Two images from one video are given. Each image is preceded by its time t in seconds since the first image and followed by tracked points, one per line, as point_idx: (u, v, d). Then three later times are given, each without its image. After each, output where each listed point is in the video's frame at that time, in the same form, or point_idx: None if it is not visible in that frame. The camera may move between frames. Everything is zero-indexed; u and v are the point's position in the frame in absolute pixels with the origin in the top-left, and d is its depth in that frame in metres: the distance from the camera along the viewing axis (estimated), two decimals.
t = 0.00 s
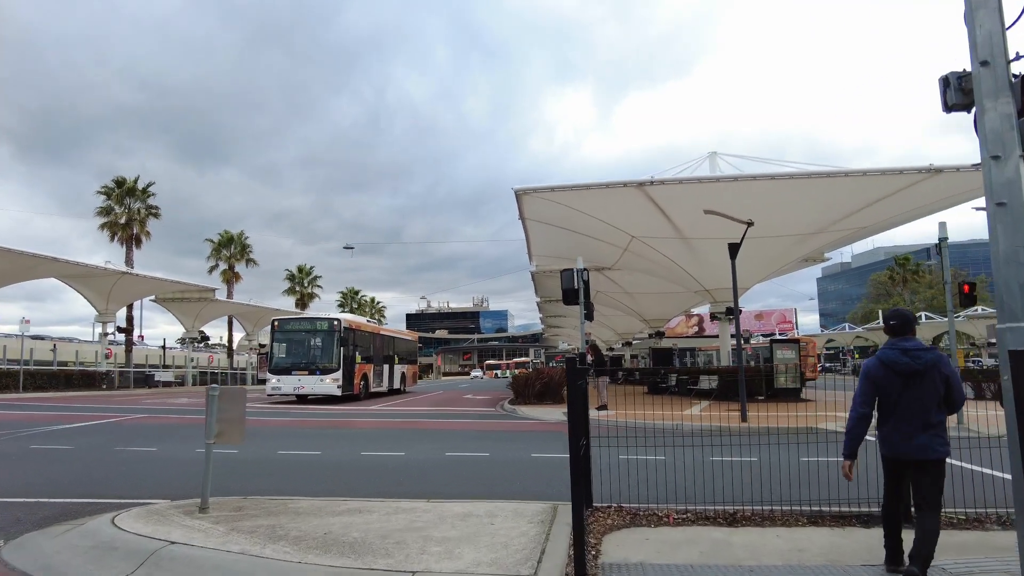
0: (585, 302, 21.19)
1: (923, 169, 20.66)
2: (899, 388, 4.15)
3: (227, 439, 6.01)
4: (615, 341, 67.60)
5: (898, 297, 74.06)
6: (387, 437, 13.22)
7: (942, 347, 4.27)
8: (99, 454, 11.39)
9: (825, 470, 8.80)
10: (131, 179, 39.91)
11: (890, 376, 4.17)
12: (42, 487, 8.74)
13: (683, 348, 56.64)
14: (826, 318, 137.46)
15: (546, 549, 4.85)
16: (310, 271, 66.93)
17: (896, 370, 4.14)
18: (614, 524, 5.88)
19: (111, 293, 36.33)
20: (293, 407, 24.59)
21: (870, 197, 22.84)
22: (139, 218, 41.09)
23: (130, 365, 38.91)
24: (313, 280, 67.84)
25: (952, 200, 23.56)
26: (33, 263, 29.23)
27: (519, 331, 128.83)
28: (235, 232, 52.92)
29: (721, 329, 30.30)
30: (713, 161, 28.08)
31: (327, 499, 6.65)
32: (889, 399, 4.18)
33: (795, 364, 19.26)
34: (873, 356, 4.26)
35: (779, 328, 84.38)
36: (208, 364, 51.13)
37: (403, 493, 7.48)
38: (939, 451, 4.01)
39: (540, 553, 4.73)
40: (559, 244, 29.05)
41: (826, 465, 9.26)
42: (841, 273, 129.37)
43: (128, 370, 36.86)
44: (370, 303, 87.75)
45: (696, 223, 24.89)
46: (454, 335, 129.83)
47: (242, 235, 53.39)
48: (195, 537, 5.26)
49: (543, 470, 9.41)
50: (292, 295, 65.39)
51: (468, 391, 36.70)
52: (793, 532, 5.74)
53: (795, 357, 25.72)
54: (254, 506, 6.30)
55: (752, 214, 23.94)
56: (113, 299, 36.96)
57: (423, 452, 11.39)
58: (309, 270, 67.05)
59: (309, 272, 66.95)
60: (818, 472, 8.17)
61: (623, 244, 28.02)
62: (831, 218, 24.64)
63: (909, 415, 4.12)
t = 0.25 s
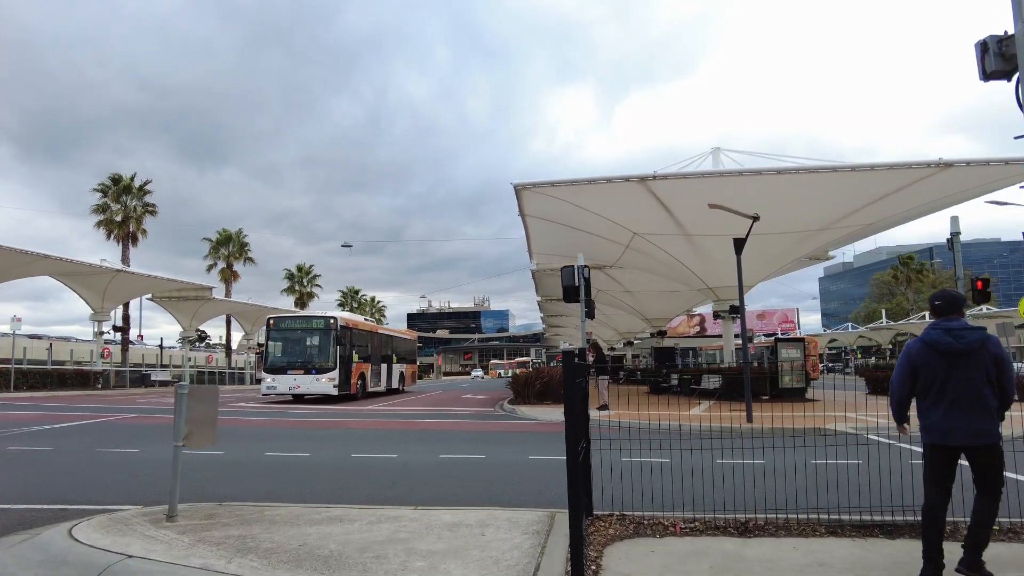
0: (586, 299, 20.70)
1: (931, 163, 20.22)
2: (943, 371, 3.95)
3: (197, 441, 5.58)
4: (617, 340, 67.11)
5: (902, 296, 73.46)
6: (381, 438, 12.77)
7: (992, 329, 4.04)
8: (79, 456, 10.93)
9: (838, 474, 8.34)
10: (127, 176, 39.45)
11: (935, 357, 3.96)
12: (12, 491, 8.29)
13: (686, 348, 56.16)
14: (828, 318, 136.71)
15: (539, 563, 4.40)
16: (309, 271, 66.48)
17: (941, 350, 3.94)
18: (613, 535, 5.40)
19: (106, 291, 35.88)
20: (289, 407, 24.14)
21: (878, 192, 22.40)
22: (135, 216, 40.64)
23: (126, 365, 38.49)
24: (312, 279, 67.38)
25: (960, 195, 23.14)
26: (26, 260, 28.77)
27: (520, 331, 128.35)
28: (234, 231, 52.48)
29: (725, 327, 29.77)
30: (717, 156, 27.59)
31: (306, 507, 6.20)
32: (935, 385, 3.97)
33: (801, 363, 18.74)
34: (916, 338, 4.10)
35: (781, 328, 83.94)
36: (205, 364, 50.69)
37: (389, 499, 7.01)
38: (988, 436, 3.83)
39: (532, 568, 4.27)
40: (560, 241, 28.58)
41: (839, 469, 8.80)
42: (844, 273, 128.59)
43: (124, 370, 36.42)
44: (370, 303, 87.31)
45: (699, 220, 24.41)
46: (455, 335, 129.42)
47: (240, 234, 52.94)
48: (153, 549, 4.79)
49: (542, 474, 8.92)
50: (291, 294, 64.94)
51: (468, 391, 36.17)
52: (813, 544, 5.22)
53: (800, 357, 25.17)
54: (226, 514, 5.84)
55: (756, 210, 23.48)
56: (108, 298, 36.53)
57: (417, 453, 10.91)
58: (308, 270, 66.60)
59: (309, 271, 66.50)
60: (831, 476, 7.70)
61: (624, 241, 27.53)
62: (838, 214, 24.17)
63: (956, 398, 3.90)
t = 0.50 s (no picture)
0: (585, 299, 20.27)
1: (937, 160, 19.78)
2: (1007, 385, 3.89)
3: (160, 448, 5.16)
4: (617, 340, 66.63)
5: (904, 296, 72.92)
6: (372, 442, 12.34)
7: None
8: (55, 460, 10.50)
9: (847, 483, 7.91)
10: (121, 175, 39.01)
11: (1001, 371, 3.92)
12: None
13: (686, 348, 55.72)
14: (829, 318, 136.25)
15: None
16: (307, 270, 66.03)
17: (1008, 363, 3.90)
18: (612, 552, 4.97)
19: (100, 290, 35.45)
20: (283, 408, 23.73)
21: (882, 191, 21.99)
22: (130, 214, 40.19)
23: (120, 365, 38.07)
24: (310, 279, 66.93)
25: (965, 193, 22.71)
26: (17, 259, 28.33)
27: (520, 331, 127.83)
28: (230, 230, 52.03)
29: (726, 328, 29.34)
30: (718, 153, 27.16)
31: (280, 518, 5.78)
32: (997, 398, 3.93)
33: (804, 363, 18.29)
34: (985, 348, 4.05)
35: (782, 328, 83.46)
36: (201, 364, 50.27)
37: (372, 509, 6.58)
38: None
39: None
40: (559, 239, 28.13)
41: (846, 476, 8.38)
42: (844, 273, 128.06)
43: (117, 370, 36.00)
44: (369, 303, 86.86)
45: (700, 218, 23.97)
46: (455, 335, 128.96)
47: (237, 233, 52.51)
48: (104, 567, 4.37)
49: (536, 479, 8.51)
50: (289, 293, 64.52)
51: (466, 392, 35.78)
52: (827, 561, 4.80)
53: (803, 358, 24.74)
54: (192, 526, 5.41)
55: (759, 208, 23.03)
56: (101, 297, 36.10)
57: (407, 457, 10.49)
58: (306, 269, 66.15)
59: (307, 270, 66.06)
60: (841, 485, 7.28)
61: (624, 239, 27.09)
62: (841, 212, 23.76)
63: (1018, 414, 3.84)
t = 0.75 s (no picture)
0: (583, 297, 19.79)
1: (943, 155, 19.30)
2: None
3: (111, 456, 4.68)
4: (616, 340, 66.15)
5: (904, 296, 72.42)
6: (361, 444, 11.87)
7: None
8: (25, 465, 10.01)
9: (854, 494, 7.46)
10: (114, 172, 38.51)
11: None
12: None
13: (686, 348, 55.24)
14: (829, 318, 135.65)
15: None
16: (304, 270, 65.54)
17: None
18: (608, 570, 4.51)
19: (91, 290, 34.96)
20: (275, 409, 23.25)
21: (885, 187, 21.54)
22: (123, 213, 39.70)
23: (113, 365, 37.59)
24: (307, 279, 66.42)
25: (971, 190, 22.25)
26: (5, 257, 27.85)
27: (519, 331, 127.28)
28: (226, 229, 51.51)
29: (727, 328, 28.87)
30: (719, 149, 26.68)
31: (247, 531, 5.31)
32: None
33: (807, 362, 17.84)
34: None
35: (782, 328, 82.95)
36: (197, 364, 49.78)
37: (352, 520, 6.11)
38: None
39: None
40: (557, 237, 27.64)
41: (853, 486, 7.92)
42: (844, 272, 127.57)
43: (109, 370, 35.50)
44: (367, 303, 86.37)
45: (700, 214, 23.50)
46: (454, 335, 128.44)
47: (233, 232, 52.01)
48: None
49: (530, 485, 8.05)
50: (286, 293, 64.02)
51: (463, 392, 35.31)
52: None
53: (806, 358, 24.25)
54: (148, 540, 4.95)
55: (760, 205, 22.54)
56: (93, 296, 35.61)
57: (396, 461, 10.02)
58: (303, 269, 65.66)
59: (303, 270, 65.56)
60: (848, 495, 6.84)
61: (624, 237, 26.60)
62: (845, 209, 23.32)
63: None
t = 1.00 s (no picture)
0: (582, 296, 19.34)
1: (949, 151, 18.84)
2: None
3: (55, 467, 4.24)
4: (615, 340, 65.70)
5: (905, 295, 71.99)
6: (349, 447, 11.43)
7: None
8: None
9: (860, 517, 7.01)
10: (107, 170, 38.05)
11: None
12: None
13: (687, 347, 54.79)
14: (829, 318, 135.22)
15: None
16: (302, 269, 65.10)
17: None
18: None
19: (84, 288, 34.51)
20: (268, 410, 22.81)
21: (889, 183, 21.09)
22: (116, 211, 39.25)
23: (106, 365, 37.13)
24: (304, 278, 65.97)
25: (976, 186, 21.80)
26: None
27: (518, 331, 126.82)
28: (222, 228, 51.07)
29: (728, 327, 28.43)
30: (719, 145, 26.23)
31: (210, 547, 4.87)
32: None
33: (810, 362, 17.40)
34: None
35: (782, 328, 82.51)
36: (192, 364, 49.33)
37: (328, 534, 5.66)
38: None
39: None
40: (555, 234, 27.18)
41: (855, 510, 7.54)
42: (844, 271, 127.19)
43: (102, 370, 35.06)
44: (365, 303, 85.96)
45: (701, 211, 23.05)
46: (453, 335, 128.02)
47: (229, 231, 51.57)
48: None
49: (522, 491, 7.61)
50: (283, 292, 63.58)
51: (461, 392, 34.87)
52: None
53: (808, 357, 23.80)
54: (99, 558, 4.51)
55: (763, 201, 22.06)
56: (86, 295, 35.15)
57: (384, 466, 9.58)
58: (301, 268, 65.22)
59: (301, 269, 65.12)
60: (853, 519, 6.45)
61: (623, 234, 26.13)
62: (848, 206, 22.87)
63: None
